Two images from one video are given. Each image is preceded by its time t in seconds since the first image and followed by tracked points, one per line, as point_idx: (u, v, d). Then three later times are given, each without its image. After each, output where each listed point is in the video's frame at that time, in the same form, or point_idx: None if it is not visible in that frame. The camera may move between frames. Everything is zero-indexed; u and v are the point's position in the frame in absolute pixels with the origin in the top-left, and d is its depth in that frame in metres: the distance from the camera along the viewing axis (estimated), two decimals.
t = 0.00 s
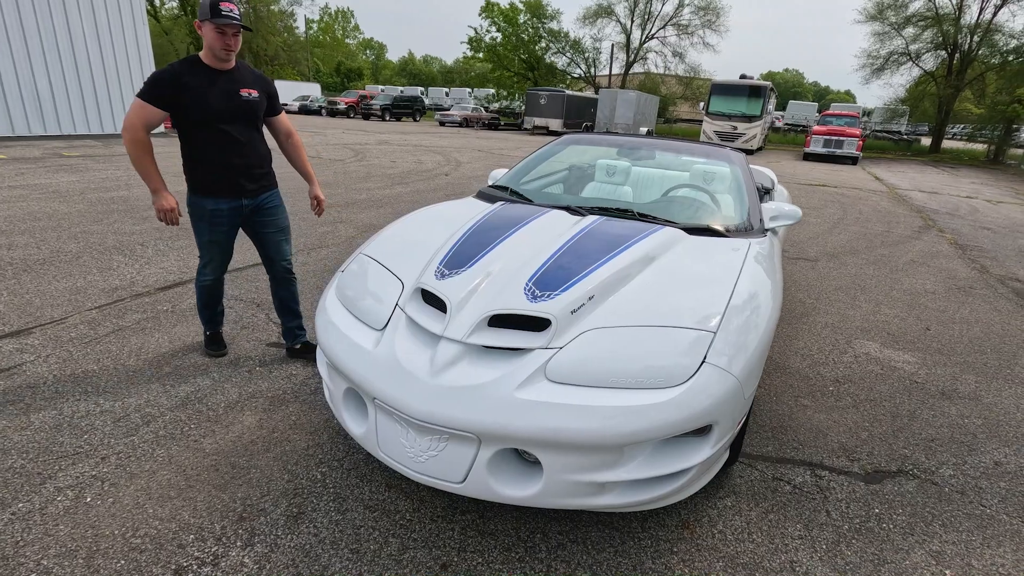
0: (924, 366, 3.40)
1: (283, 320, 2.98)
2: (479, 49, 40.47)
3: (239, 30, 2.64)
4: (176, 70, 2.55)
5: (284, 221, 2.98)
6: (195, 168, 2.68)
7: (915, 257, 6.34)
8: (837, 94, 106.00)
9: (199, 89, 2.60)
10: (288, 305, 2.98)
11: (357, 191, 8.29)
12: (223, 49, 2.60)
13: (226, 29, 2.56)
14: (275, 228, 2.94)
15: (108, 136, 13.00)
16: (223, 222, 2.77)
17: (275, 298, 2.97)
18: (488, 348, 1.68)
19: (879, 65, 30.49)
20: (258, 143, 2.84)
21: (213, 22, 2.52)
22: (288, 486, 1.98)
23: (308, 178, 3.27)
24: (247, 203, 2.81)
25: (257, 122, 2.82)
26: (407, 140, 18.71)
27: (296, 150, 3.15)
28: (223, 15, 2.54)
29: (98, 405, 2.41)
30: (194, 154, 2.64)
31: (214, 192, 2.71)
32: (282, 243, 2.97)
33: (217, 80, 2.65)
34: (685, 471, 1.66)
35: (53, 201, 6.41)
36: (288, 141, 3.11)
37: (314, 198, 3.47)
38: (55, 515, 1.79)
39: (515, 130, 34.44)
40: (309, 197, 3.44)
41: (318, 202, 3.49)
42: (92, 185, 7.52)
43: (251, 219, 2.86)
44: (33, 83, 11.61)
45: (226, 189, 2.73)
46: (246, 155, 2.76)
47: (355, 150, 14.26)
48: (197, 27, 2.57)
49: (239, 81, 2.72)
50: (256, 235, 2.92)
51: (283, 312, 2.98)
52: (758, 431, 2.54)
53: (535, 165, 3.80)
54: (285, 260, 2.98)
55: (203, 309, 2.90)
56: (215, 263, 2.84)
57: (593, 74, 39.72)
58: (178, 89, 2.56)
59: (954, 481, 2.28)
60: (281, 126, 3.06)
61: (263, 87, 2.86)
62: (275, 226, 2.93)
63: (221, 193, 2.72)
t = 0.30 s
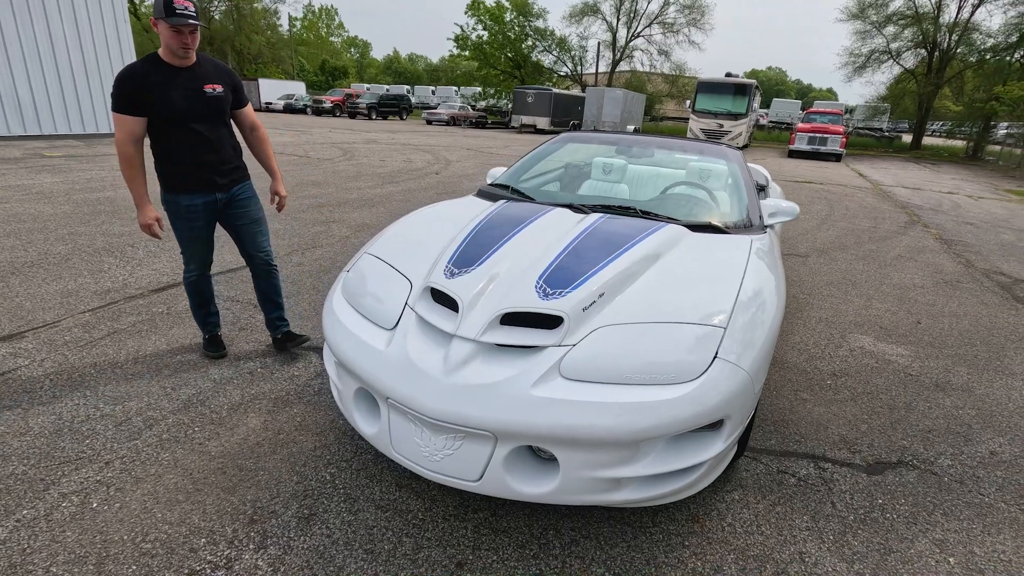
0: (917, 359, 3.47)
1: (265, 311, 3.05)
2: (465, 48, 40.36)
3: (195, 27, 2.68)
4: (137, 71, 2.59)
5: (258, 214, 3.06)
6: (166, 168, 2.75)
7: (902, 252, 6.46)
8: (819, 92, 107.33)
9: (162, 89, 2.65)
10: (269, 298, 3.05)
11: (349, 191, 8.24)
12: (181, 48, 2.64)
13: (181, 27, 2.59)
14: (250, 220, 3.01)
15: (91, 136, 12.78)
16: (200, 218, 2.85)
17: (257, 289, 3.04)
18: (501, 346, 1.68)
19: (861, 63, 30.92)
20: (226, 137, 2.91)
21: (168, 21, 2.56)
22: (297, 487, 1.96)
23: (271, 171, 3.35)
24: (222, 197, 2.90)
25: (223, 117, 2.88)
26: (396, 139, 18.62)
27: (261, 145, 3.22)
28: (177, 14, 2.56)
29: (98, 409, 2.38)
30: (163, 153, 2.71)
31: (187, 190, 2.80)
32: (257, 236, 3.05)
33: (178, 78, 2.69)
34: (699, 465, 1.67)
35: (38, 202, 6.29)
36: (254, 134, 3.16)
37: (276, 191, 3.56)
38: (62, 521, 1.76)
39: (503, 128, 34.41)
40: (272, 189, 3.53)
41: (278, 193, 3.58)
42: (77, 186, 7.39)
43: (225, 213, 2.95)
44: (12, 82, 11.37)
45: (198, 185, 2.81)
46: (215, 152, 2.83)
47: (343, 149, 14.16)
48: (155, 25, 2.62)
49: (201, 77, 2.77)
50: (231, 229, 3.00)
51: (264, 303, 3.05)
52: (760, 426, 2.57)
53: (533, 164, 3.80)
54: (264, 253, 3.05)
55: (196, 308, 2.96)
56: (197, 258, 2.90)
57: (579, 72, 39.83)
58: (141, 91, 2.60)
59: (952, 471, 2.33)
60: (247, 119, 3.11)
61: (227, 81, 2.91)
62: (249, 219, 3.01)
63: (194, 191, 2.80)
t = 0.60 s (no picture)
0: (901, 347, 3.57)
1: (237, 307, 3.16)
2: (440, 44, 40.08)
3: (162, 17, 2.56)
4: (106, 66, 2.50)
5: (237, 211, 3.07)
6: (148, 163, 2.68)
7: (878, 244, 6.64)
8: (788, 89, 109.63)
9: (134, 82, 2.57)
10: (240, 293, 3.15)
11: (329, 189, 8.12)
12: (149, 39, 2.54)
13: (147, 18, 2.48)
14: (232, 215, 3.04)
15: (55, 135, 12.32)
16: (187, 214, 2.81)
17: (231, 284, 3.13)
18: (516, 342, 1.67)
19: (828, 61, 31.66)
20: (201, 129, 2.88)
21: (133, 13, 2.44)
22: (304, 491, 1.93)
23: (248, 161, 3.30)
24: (205, 191, 2.88)
25: (196, 109, 2.84)
26: (373, 137, 18.40)
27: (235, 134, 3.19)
28: (142, 5, 2.44)
29: (88, 416, 2.29)
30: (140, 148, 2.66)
31: (170, 184, 2.74)
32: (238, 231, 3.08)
33: (147, 70, 2.61)
34: (712, 456, 1.69)
35: (4, 203, 6.04)
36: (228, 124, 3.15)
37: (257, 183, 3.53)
38: (60, 533, 1.69)
39: (479, 126, 34.30)
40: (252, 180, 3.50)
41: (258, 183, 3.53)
42: (45, 186, 7.12)
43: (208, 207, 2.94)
44: None
45: (178, 180, 2.76)
46: (192, 145, 2.79)
47: (319, 147, 13.93)
48: (119, 16, 2.50)
49: (172, 69, 2.71)
50: (214, 223, 3.00)
51: (236, 299, 3.15)
52: (759, 415, 2.61)
53: (522, 161, 3.80)
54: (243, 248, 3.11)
55: (181, 310, 2.87)
56: (181, 257, 2.82)
57: (555, 69, 39.92)
58: (114, 86, 2.52)
59: (944, 455, 2.40)
60: (220, 109, 3.11)
61: (197, 72, 2.85)
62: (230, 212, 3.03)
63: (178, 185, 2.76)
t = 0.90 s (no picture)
0: (881, 338, 3.69)
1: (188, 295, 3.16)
2: (412, 41, 39.69)
3: (145, 16, 2.51)
4: (89, 67, 2.43)
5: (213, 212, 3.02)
6: (133, 162, 2.60)
7: (851, 238, 6.84)
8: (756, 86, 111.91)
9: (118, 80, 2.50)
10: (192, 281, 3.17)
11: (307, 189, 7.98)
12: (132, 39, 2.49)
13: (130, 18, 2.44)
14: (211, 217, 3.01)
15: (12, 134, 11.79)
16: (175, 213, 2.74)
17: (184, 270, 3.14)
18: (527, 344, 1.67)
19: (795, 58, 32.40)
20: (187, 130, 2.82)
21: (116, 12, 2.40)
22: (310, 499, 1.90)
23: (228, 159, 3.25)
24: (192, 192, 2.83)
25: (181, 109, 2.78)
26: (347, 134, 18.12)
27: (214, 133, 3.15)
28: (124, 4, 2.40)
29: (77, 429, 2.21)
30: (124, 148, 2.58)
31: (158, 184, 2.68)
32: (213, 231, 3.04)
33: (131, 70, 2.55)
34: (721, 450, 1.72)
35: None
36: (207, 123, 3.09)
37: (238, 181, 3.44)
38: (58, 552, 1.63)
39: (454, 123, 34.08)
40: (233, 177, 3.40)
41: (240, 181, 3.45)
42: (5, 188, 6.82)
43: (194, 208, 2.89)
44: None
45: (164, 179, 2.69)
46: (178, 145, 2.73)
47: (293, 145, 13.66)
48: (101, 15, 2.45)
49: (157, 69, 2.65)
50: (194, 224, 2.98)
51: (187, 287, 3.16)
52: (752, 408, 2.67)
53: (510, 160, 3.80)
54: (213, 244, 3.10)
55: (166, 317, 2.78)
56: (168, 259, 2.74)
57: (528, 66, 39.92)
58: (96, 87, 2.45)
59: (930, 441, 2.50)
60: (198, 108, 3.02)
61: (182, 72, 2.80)
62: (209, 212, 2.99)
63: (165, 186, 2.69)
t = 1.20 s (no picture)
0: (861, 329, 3.80)
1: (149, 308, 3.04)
2: (384, 37, 39.21)
3: (133, 19, 2.54)
4: (73, 65, 2.43)
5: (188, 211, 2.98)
6: (118, 159, 2.60)
7: (826, 231, 7.02)
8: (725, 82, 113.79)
9: (103, 79, 2.51)
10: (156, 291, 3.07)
11: (284, 188, 7.82)
12: (118, 40, 2.52)
13: (119, 20, 2.46)
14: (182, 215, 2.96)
15: None
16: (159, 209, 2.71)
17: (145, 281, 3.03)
18: (536, 343, 1.67)
19: (764, 55, 33.04)
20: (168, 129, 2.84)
21: (105, 13, 2.42)
22: (316, 504, 1.87)
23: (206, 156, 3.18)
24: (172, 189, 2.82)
25: (161, 108, 2.80)
26: (320, 132, 17.84)
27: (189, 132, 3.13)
28: (114, 6, 2.42)
29: (64, 440, 2.13)
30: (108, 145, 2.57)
31: (142, 181, 2.65)
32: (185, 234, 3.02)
33: (115, 69, 2.56)
34: (727, 444, 1.75)
35: None
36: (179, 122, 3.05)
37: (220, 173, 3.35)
38: (57, 569, 1.58)
39: (428, 119, 33.78)
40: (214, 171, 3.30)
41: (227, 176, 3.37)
42: None
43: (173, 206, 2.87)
44: None
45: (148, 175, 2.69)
46: (161, 143, 2.74)
47: (265, 143, 13.35)
48: (87, 14, 2.46)
49: (139, 68, 2.67)
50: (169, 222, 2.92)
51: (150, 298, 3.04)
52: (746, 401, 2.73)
53: (498, 159, 3.80)
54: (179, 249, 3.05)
55: (152, 321, 2.69)
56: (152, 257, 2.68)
57: (502, 62, 39.82)
58: (80, 86, 2.44)
59: (915, 427, 2.59)
60: (173, 108, 2.98)
61: (161, 72, 2.82)
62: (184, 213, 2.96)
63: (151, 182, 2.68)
